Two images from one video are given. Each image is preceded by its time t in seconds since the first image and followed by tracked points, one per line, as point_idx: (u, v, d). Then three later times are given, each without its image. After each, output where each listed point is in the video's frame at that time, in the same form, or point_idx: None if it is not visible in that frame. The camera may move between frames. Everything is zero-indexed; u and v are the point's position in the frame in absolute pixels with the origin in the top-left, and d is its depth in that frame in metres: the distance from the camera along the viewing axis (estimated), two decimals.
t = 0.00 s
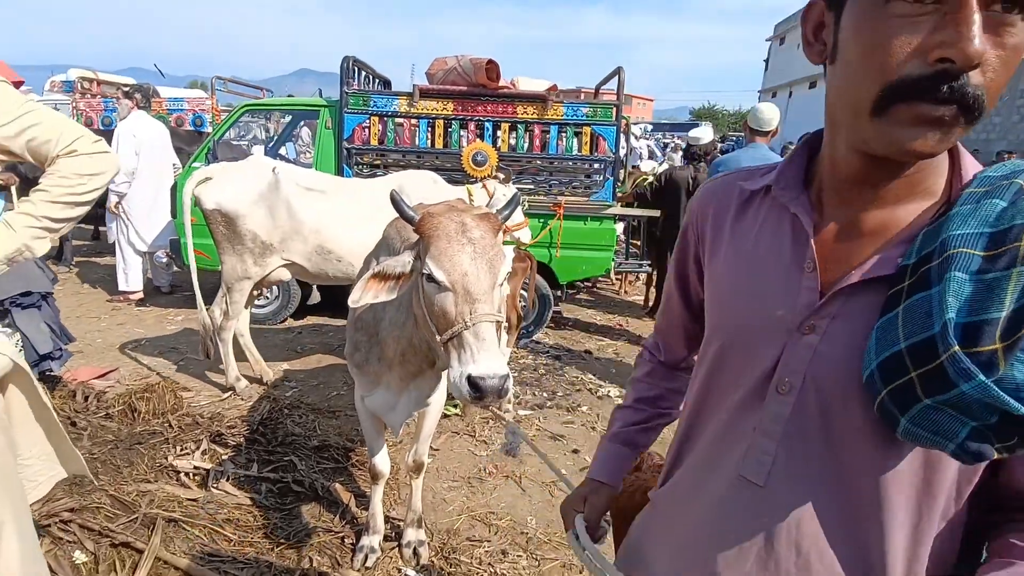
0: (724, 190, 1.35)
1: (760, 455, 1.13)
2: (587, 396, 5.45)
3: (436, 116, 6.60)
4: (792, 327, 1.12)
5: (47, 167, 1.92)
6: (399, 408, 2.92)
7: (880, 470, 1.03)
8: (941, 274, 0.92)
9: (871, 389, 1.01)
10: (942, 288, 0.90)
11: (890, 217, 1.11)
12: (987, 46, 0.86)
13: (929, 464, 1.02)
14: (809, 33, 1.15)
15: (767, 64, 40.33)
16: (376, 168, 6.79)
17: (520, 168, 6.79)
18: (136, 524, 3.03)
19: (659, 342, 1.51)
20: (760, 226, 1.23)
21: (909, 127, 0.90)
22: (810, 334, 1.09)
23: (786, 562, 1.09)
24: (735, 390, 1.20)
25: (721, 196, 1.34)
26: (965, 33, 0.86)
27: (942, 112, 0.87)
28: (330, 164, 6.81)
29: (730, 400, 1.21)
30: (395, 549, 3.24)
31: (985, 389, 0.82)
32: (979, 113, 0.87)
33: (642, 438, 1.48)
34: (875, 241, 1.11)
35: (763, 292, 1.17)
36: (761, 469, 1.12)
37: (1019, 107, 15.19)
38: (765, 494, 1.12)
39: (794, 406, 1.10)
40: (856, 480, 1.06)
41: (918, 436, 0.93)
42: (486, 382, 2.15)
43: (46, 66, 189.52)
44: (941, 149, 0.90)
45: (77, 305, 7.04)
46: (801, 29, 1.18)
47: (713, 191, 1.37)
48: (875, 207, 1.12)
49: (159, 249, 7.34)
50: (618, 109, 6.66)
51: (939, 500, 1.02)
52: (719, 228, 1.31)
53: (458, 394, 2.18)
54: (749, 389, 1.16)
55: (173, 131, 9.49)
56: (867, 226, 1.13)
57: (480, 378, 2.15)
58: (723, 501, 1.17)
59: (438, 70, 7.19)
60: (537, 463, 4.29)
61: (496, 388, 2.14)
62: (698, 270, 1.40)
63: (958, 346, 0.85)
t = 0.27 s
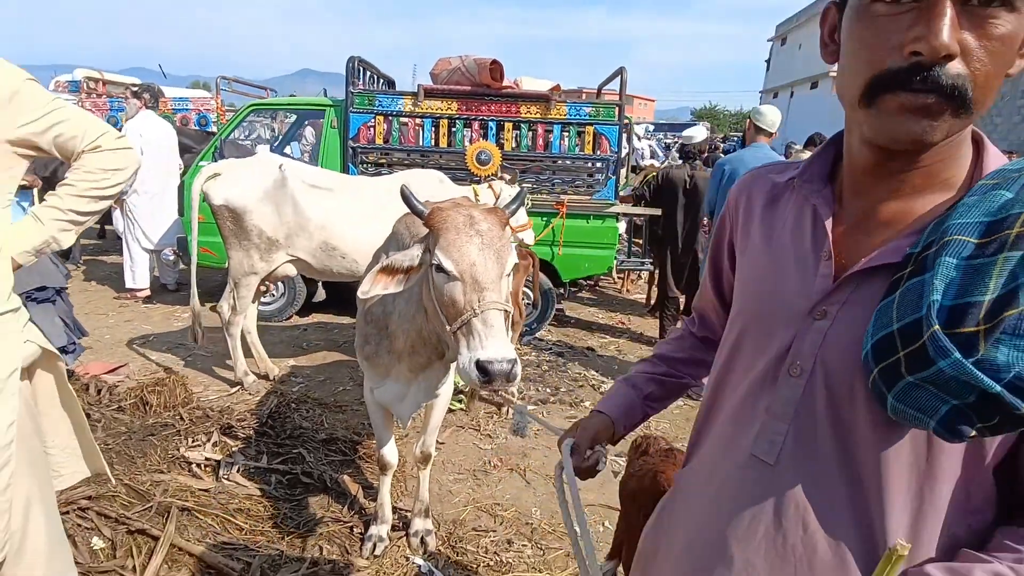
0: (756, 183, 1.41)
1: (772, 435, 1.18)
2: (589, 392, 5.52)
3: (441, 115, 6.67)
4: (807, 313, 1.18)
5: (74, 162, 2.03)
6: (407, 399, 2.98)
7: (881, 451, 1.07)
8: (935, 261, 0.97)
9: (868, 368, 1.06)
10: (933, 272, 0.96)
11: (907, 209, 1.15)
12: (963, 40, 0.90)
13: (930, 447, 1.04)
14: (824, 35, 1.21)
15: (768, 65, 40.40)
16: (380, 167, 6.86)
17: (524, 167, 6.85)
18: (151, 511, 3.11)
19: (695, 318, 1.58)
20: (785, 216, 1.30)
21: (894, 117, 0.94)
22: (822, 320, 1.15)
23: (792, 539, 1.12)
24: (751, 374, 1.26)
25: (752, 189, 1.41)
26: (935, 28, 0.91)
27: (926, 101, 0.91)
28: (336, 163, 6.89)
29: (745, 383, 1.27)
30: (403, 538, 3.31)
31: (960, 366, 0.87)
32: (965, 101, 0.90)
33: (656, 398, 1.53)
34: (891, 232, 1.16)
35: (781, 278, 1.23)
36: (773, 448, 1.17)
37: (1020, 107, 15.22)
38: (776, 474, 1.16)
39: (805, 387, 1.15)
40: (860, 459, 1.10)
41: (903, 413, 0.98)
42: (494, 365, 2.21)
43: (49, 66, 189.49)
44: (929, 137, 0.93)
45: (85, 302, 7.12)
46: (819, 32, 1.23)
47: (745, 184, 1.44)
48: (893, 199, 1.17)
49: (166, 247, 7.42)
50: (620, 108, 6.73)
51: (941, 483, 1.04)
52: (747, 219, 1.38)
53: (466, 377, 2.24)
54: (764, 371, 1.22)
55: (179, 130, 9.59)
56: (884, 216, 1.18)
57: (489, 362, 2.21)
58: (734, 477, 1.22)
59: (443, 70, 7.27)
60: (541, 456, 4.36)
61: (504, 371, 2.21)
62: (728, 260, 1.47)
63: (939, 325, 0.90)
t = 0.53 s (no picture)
0: (764, 177, 1.42)
1: (777, 424, 1.22)
2: (591, 390, 5.57)
3: (444, 115, 6.72)
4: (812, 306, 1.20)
5: (91, 160, 2.10)
6: (414, 394, 3.07)
7: (882, 442, 1.10)
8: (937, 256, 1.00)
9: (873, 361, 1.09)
10: (938, 267, 0.99)
11: (911, 206, 1.14)
12: (949, 43, 0.91)
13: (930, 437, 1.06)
14: (832, 40, 1.22)
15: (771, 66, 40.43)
16: (384, 167, 6.92)
17: (526, 166, 6.90)
18: (161, 504, 3.16)
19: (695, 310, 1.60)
20: (789, 212, 1.32)
21: (886, 119, 0.95)
22: (828, 314, 1.17)
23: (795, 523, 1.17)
24: (758, 366, 1.29)
25: (759, 185, 1.43)
26: (919, 34, 0.92)
27: (915, 103, 0.93)
28: (340, 162, 6.94)
29: (753, 374, 1.30)
30: (407, 531, 3.36)
31: (962, 356, 0.90)
32: (952, 102, 0.91)
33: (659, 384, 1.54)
34: (896, 228, 1.15)
35: (787, 274, 1.25)
36: (778, 438, 1.21)
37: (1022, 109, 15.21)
38: (780, 461, 1.20)
39: (811, 379, 1.18)
40: (863, 450, 1.13)
41: (910, 405, 1.01)
42: (493, 356, 2.24)
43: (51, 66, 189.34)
44: (919, 137, 0.94)
45: (92, 300, 7.19)
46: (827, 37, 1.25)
47: (754, 181, 1.44)
48: (898, 197, 1.16)
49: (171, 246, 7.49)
50: (622, 109, 6.77)
51: (941, 473, 1.07)
52: (756, 216, 1.39)
53: (466, 368, 2.29)
54: (771, 363, 1.25)
55: (185, 129, 9.66)
56: (888, 213, 1.17)
57: (488, 354, 2.25)
58: (740, 463, 1.27)
59: (446, 71, 7.32)
60: (543, 452, 4.40)
61: (502, 364, 2.24)
62: (736, 255, 1.49)
63: (943, 318, 0.94)
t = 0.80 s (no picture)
0: (763, 184, 1.39)
1: (775, 417, 1.20)
2: (593, 389, 5.60)
3: (447, 117, 6.77)
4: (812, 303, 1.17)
5: (102, 161, 2.16)
6: (416, 393, 3.10)
7: (884, 430, 1.08)
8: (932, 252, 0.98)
9: (869, 356, 1.06)
10: (931, 263, 0.96)
11: (906, 208, 1.12)
12: (930, 50, 0.95)
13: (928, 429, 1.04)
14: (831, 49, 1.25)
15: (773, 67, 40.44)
16: (387, 168, 6.97)
17: (528, 167, 6.95)
18: (168, 500, 3.21)
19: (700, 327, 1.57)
20: (791, 211, 1.28)
21: (873, 123, 0.99)
22: (826, 311, 1.14)
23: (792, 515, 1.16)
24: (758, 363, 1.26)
25: (761, 188, 1.40)
26: (904, 40, 0.96)
27: (900, 108, 0.97)
28: (343, 164, 7.00)
29: (752, 369, 1.28)
30: (410, 528, 3.40)
31: (957, 348, 0.88)
32: (933, 105, 0.95)
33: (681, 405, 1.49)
34: (891, 229, 1.13)
35: (786, 272, 1.22)
36: (775, 432, 1.19)
37: None
38: (778, 454, 1.19)
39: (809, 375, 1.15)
40: (861, 446, 1.10)
41: (904, 396, 0.97)
42: (492, 361, 2.31)
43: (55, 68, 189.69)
44: (905, 141, 0.98)
45: (98, 301, 7.26)
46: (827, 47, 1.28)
47: (755, 184, 1.42)
48: (894, 196, 1.14)
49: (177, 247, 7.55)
50: (624, 110, 6.81)
51: (935, 463, 1.05)
52: (758, 216, 1.37)
53: (467, 373, 2.36)
54: (769, 360, 1.22)
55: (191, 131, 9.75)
56: (884, 213, 1.14)
57: (488, 357, 2.31)
58: (741, 457, 1.26)
59: (448, 73, 7.37)
60: (545, 451, 4.44)
61: (503, 366, 2.30)
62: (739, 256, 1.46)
63: (937, 311, 0.91)
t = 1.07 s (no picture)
0: (757, 183, 1.41)
1: (770, 410, 1.21)
2: (596, 391, 5.63)
3: (452, 120, 6.83)
4: (807, 298, 1.18)
5: (113, 165, 2.20)
6: (419, 393, 3.13)
7: (878, 418, 1.10)
8: (926, 249, 0.96)
9: (864, 351, 1.04)
10: (925, 259, 0.95)
11: (900, 208, 1.14)
12: (921, 57, 0.98)
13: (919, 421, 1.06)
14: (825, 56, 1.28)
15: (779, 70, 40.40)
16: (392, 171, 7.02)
17: (532, 170, 6.99)
18: (175, 499, 3.26)
19: (692, 338, 1.57)
20: (784, 210, 1.30)
21: (867, 126, 1.01)
22: (821, 306, 1.15)
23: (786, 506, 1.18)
24: (753, 359, 1.27)
25: (752, 188, 1.42)
26: (896, 47, 0.99)
27: (893, 112, 0.99)
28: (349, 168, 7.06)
29: (747, 364, 1.29)
30: (414, 527, 3.44)
31: (952, 340, 0.86)
32: (925, 110, 0.97)
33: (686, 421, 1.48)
34: (883, 228, 1.14)
35: (782, 269, 1.23)
36: (772, 425, 1.20)
37: None
38: (773, 447, 1.21)
39: (804, 369, 1.16)
40: (853, 439, 1.12)
41: (897, 388, 0.95)
42: (493, 360, 2.33)
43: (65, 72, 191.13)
44: (899, 143, 1.00)
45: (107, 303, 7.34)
46: (819, 54, 1.31)
47: (749, 186, 1.43)
48: (888, 197, 1.15)
49: (184, 250, 7.62)
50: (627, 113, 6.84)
51: (918, 451, 1.08)
52: (753, 217, 1.38)
53: (467, 371, 2.37)
54: (765, 355, 1.24)
55: (199, 135, 9.84)
56: (877, 213, 1.16)
57: (489, 356, 2.34)
58: (738, 451, 1.27)
59: (453, 76, 7.43)
60: (548, 452, 4.48)
61: (503, 365, 2.33)
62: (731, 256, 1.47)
63: (932, 305, 0.90)
